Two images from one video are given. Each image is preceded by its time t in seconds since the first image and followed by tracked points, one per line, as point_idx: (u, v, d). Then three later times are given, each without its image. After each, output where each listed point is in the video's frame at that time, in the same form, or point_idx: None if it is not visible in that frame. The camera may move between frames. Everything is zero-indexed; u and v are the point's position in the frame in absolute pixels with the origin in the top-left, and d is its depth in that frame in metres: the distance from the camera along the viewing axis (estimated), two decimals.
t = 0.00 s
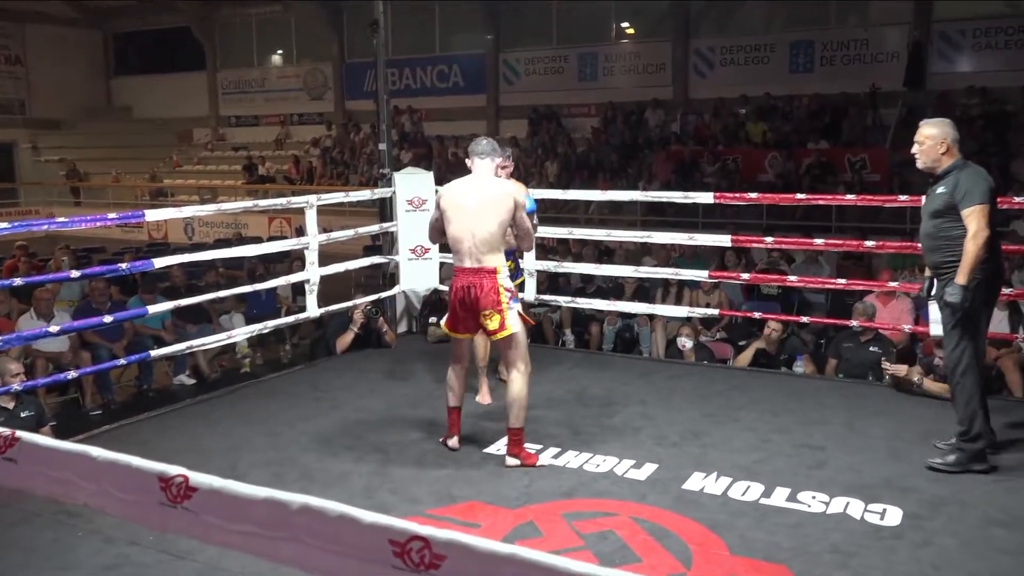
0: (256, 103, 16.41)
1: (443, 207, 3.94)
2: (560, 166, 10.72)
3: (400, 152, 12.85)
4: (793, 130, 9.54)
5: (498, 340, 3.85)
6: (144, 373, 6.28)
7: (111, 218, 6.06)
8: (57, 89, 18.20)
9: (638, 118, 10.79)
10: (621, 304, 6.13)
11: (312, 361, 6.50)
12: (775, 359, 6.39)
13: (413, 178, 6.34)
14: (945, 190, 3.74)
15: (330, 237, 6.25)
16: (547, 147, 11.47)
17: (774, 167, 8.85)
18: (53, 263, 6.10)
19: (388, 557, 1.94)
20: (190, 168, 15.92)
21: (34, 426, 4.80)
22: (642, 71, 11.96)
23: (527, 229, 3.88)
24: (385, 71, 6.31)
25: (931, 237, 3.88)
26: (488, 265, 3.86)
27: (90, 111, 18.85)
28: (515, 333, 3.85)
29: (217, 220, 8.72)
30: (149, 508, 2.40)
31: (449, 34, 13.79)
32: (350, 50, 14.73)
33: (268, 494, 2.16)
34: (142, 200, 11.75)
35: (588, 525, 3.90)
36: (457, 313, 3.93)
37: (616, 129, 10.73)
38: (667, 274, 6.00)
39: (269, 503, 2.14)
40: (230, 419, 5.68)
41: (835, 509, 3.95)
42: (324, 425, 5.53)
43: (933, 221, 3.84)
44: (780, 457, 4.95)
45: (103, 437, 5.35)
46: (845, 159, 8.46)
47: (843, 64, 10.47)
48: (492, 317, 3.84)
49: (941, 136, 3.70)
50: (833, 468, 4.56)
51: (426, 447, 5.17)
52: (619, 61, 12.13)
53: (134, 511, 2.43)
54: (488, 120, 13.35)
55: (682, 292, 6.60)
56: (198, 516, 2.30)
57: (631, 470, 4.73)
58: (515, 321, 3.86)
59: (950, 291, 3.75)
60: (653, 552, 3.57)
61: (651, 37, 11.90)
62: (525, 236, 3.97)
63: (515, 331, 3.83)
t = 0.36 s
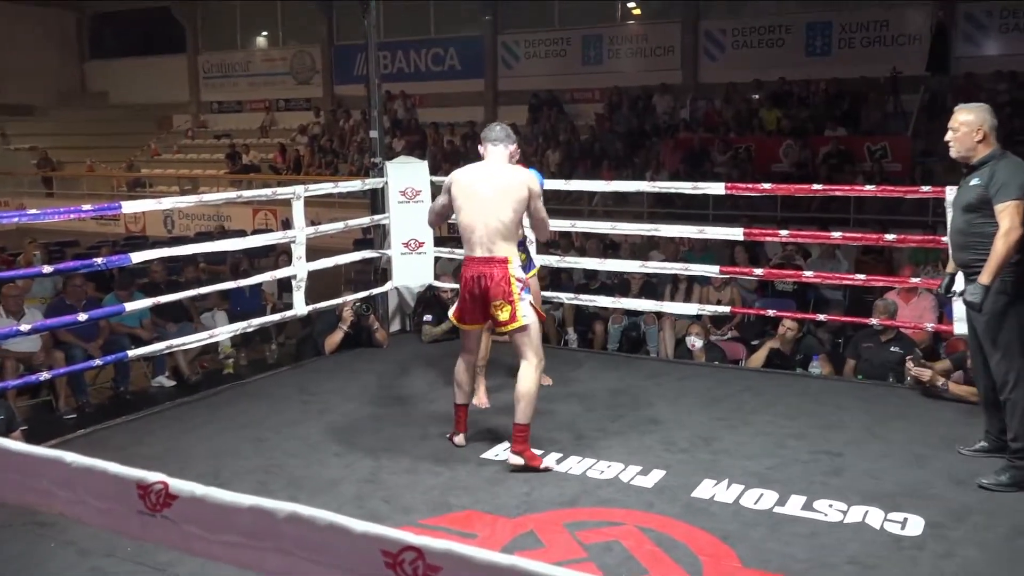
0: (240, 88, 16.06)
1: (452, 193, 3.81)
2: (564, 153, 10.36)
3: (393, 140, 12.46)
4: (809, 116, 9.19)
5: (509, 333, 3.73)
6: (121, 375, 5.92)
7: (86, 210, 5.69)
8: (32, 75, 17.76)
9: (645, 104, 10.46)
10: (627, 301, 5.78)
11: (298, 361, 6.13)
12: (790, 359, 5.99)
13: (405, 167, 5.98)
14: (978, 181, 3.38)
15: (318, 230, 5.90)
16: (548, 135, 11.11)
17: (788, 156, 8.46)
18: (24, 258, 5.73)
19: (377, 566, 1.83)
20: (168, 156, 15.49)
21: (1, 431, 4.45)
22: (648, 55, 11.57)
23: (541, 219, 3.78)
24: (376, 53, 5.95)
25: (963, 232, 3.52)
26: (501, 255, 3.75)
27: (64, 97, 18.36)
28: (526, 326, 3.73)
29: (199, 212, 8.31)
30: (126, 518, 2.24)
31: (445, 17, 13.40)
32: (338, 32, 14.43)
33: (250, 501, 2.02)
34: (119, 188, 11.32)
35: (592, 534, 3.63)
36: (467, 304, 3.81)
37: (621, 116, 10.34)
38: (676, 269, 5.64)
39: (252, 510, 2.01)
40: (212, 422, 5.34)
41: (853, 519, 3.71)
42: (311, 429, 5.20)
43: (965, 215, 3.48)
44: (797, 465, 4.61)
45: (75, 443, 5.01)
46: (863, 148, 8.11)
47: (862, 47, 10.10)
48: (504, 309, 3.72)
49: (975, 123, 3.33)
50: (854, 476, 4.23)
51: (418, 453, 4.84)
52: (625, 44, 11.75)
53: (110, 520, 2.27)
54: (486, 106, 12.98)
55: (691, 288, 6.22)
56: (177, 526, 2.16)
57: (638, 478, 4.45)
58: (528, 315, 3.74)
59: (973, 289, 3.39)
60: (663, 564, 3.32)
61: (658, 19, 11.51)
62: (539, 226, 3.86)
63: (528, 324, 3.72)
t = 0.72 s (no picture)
0: (221, 75, 15.67)
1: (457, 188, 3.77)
2: (566, 144, 9.96)
3: (384, 129, 12.07)
4: (827, 105, 8.88)
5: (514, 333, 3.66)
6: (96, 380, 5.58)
7: (58, 205, 5.35)
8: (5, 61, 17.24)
9: (652, 91, 10.13)
10: (633, 300, 5.45)
11: (284, 365, 5.78)
12: (806, 364, 5.62)
13: (396, 158, 5.65)
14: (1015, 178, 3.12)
15: (305, 225, 5.56)
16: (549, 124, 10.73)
17: (805, 146, 8.08)
18: None
19: None
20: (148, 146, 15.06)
21: None
22: (656, 39, 11.13)
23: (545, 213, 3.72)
24: (366, 37, 5.61)
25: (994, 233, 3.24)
26: (502, 252, 3.69)
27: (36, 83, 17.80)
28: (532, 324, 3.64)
29: (182, 206, 7.94)
30: (100, 530, 2.01)
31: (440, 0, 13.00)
32: (326, 15, 14.15)
33: (235, 513, 1.80)
34: (98, 180, 10.92)
35: (594, 548, 3.54)
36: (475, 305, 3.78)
37: (627, 103, 10.02)
38: (685, 267, 5.31)
39: (237, 523, 1.79)
40: (193, 429, 5.02)
41: (873, 532, 3.61)
42: (298, 436, 4.88)
43: (997, 216, 3.20)
44: (817, 475, 4.30)
45: (46, 453, 4.68)
46: (885, 138, 7.83)
47: (883, 31, 9.71)
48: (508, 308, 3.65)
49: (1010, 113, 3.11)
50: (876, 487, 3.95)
51: (411, 463, 4.52)
52: (631, 27, 11.30)
53: (81, 531, 2.05)
54: (484, 93, 12.60)
55: (702, 288, 5.86)
56: (156, 539, 1.93)
57: (645, 489, 4.15)
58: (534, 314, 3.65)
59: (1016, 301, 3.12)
60: None
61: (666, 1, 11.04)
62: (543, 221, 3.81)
63: (533, 322, 3.63)
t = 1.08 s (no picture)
0: (200, 61, 15.03)
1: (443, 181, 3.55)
2: (567, 134, 9.57)
3: (375, 119, 11.63)
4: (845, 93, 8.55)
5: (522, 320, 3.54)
6: (67, 385, 5.24)
7: (27, 199, 5.01)
8: None
9: (659, 79, 9.81)
10: (639, 300, 5.13)
11: (267, 370, 5.43)
12: (823, 369, 5.29)
13: (387, 149, 5.30)
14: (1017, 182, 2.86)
15: (290, 222, 5.21)
16: (550, 115, 10.33)
17: (822, 139, 7.91)
18: None
19: None
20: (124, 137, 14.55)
21: None
22: (664, 23, 10.64)
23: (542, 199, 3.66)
24: (355, 21, 5.27)
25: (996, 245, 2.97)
26: (510, 239, 3.55)
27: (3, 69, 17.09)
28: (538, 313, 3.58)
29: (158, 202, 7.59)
30: (76, 550, 1.88)
31: None
32: None
33: (223, 529, 1.64)
34: (71, 172, 10.48)
35: (599, 566, 3.25)
36: (472, 295, 3.53)
37: (633, 93, 9.73)
38: (695, 266, 4.96)
39: (224, 538, 1.63)
40: (171, 438, 4.68)
41: (895, 548, 3.26)
42: (283, 446, 4.55)
43: (1001, 224, 2.93)
44: (840, 491, 3.97)
45: (9, 466, 4.36)
46: (907, 128, 7.62)
47: (904, 14, 9.30)
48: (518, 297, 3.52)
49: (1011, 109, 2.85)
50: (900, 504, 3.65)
51: (402, 475, 4.19)
52: (637, 11, 10.80)
53: (58, 551, 1.92)
54: (480, 82, 12.03)
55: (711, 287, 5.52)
56: (132, 555, 1.79)
57: (651, 502, 3.85)
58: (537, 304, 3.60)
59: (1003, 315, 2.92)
60: None
61: None
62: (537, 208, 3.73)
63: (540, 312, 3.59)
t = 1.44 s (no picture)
0: (172, 45, 14.45)
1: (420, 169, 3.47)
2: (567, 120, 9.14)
3: (362, 108, 11.19)
4: (864, 80, 8.21)
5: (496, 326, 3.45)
6: (31, 393, 4.88)
7: None
8: None
9: (666, 64, 9.37)
10: (644, 302, 4.77)
11: (246, 376, 5.08)
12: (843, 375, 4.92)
13: (374, 141, 4.96)
14: (997, 168, 2.62)
15: (271, 218, 4.86)
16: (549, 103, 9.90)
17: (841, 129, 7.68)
18: None
19: None
20: (97, 127, 14.04)
21: None
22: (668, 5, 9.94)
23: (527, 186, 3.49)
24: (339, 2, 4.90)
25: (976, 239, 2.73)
26: (488, 238, 3.44)
27: None
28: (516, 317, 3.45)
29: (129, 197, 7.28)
30: (38, 558, 2.01)
31: None
32: None
33: (196, 547, 1.79)
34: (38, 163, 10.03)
35: None
36: (451, 296, 3.49)
37: (638, 79, 9.34)
38: (704, 265, 4.60)
39: (197, 555, 1.78)
40: (143, 451, 4.32)
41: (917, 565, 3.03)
42: (263, 457, 4.20)
43: (979, 216, 2.70)
44: (863, 507, 3.65)
45: None
46: (932, 117, 7.37)
47: None
48: (491, 300, 3.42)
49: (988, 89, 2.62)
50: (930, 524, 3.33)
51: (391, 490, 3.85)
52: None
53: (23, 563, 2.04)
54: (475, 68, 11.34)
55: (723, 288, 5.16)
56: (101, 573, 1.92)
57: (657, 519, 3.53)
58: (518, 305, 3.46)
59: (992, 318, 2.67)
60: None
61: None
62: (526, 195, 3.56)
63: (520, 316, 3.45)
